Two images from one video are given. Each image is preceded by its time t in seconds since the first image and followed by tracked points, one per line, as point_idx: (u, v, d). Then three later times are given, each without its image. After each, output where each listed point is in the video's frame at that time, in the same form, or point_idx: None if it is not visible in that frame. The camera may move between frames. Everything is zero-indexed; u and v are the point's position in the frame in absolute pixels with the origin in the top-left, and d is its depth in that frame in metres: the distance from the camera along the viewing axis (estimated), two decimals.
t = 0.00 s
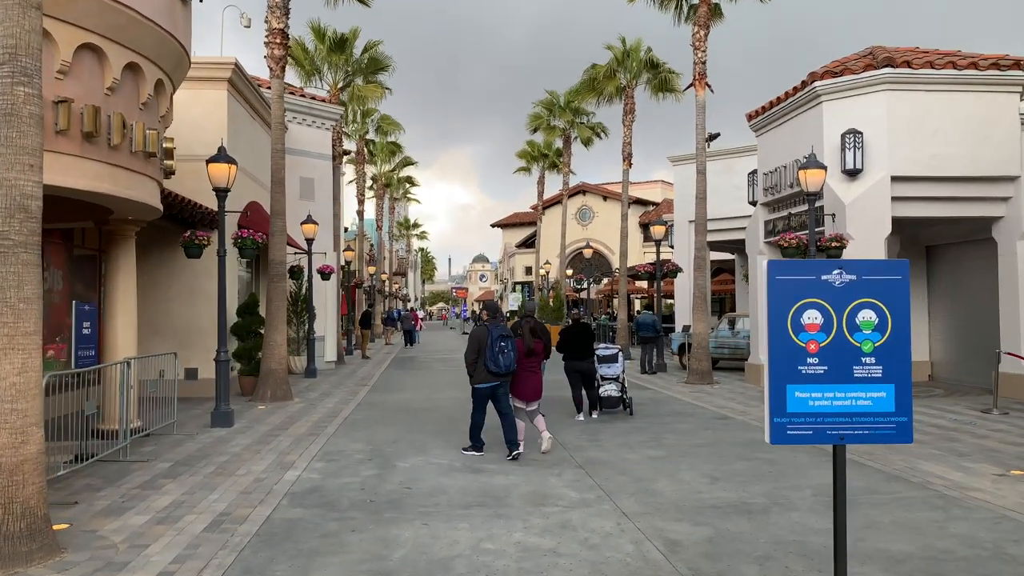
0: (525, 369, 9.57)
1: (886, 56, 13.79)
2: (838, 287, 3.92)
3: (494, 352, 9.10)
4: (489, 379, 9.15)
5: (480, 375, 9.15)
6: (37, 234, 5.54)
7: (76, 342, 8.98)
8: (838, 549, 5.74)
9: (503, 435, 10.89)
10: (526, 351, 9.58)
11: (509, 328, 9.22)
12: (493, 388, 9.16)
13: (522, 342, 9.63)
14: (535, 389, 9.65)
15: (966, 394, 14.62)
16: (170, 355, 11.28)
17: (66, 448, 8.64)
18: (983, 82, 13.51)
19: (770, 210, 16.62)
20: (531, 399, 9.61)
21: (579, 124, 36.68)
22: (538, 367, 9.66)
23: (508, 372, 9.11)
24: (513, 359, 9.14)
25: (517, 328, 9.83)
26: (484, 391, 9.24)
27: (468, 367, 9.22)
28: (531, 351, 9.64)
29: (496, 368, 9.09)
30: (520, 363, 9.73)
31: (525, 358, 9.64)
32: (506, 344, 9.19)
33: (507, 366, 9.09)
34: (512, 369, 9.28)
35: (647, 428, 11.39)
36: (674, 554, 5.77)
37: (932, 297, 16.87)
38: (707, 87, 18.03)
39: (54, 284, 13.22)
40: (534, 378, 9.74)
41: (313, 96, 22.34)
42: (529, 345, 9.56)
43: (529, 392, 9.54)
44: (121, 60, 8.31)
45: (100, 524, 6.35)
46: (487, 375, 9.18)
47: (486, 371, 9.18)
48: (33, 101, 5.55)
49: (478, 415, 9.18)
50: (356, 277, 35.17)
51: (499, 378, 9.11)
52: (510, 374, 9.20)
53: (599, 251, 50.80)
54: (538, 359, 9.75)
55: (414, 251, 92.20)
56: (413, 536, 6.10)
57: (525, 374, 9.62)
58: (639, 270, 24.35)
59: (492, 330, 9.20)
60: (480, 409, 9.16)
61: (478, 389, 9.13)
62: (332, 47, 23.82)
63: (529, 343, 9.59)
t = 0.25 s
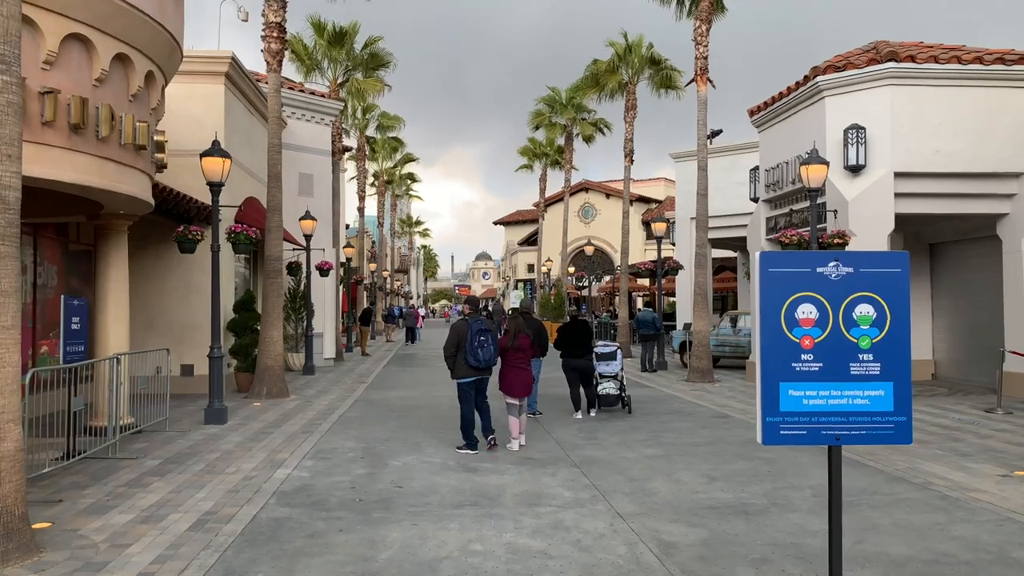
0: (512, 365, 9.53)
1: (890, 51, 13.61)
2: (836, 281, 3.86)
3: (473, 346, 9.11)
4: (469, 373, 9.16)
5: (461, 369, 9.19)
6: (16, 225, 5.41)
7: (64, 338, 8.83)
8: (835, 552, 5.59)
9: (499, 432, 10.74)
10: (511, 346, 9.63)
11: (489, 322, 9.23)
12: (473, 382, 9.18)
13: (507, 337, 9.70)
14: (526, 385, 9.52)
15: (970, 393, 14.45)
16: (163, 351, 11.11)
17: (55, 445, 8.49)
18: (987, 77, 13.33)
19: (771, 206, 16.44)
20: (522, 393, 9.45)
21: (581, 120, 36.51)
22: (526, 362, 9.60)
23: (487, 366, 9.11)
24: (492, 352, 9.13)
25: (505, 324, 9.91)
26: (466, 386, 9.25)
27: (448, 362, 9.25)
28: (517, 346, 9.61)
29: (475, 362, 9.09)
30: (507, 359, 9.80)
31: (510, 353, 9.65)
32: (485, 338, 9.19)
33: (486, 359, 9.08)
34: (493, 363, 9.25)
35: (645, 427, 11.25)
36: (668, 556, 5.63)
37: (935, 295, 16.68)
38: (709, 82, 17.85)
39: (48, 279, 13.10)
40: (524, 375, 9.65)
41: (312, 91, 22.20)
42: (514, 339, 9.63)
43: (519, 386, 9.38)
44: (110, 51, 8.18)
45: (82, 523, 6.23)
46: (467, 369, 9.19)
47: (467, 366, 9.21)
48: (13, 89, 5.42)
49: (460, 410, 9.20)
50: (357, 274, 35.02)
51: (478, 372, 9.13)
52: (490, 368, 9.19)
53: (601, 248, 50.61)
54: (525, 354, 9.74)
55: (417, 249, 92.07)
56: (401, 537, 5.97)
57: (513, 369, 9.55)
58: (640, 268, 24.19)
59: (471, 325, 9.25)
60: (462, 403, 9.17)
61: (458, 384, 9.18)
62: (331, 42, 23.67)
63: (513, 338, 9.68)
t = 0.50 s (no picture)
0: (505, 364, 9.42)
1: (894, 47, 13.42)
2: (837, 281, 3.80)
3: (461, 346, 9.03)
4: (456, 373, 9.06)
5: (448, 369, 9.09)
6: None
7: (53, 337, 8.72)
8: (837, 560, 5.42)
9: (496, 433, 10.58)
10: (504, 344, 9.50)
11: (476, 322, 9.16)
12: (461, 382, 9.08)
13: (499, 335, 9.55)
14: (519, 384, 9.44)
15: (975, 395, 14.25)
16: (157, 351, 10.93)
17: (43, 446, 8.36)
18: (994, 74, 13.14)
19: (774, 205, 16.26)
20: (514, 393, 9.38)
21: (583, 118, 36.32)
22: (519, 361, 9.50)
23: (475, 366, 9.03)
24: (480, 352, 9.05)
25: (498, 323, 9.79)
26: (453, 386, 9.15)
27: (436, 362, 9.15)
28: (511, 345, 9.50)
29: (463, 362, 9.01)
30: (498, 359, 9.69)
31: (503, 351, 9.53)
32: (473, 338, 9.12)
33: (474, 359, 9.00)
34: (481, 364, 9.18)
35: (644, 428, 11.08)
36: (664, 563, 5.46)
37: (940, 295, 16.48)
38: (711, 79, 17.66)
39: (43, 277, 12.97)
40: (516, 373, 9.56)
41: (311, 88, 22.04)
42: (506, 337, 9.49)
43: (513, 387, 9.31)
44: (99, 45, 8.03)
45: (64, 527, 6.07)
46: (454, 370, 9.09)
47: (454, 366, 9.11)
48: None
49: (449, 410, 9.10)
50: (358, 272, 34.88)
51: (466, 372, 9.04)
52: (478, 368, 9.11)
53: (604, 247, 50.42)
54: (518, 352, 9.61)
55: (420, 247, 91.96)
56: (390, 543, 5.81)
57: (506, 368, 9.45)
58: (642, 267, 24.00)
59: (459, 324, 9.17)
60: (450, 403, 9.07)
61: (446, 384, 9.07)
62: (332, 38, 23.52)
63: (505, 337, 9.56)
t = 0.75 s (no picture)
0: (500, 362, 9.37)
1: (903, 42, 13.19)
2: (836, 281, 3.79)
3: (452, 344, 9.17)
4: (445, 370, 9.20)
5: (437, 366, 9.21)
6: None
7: (45, 334, 8.60)
8: (839, 568, 5.26)
9: (495, 434, 10.43)
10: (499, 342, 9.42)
11: (468, 321, 9.31)
12: (449, 379, 9.20)
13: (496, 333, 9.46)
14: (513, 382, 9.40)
15: (983, 397, 14.03)
16: (154, 348, 10.79)
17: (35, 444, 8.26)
18: (1004, 70, 12.92)
19: (781, 203, 16.07)
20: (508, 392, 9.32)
21: (590, 116, 36.09)
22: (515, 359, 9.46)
23: (465, 364, 9.20)
24: (470, 351, 9.22)
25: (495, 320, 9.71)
26: (440, 383, 9.28)
27: (425, 358, 9.24)
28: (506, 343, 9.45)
29: (453, 360, 9.16)
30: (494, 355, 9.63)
31: (500, 349, 9.49)
32: (465, 336, 9.27)
33: (465, 358, 9.17)
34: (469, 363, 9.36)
35: (645, 429, 10.92)
36: (661, 570, 5.31)
37: (948, 295, 16.24)
38: (718, 76, 17.46)
39: (42, 273, 12.89)
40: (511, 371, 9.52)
41: (315, 85, 21.93)
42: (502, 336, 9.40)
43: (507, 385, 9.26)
44: (90, 37, 7.91)
45: (50, 528, 5.96)
46: (443, 367, 9.23)
47: (443, 363, 9.25)
48: None
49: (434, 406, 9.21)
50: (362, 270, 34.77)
51: (455, 370, 9.18)
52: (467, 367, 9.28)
53: (610, 245, 50.19)
54: (515, 350, 9.57)
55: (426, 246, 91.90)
56: (380, 547, 5.67)
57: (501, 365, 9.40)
58: (647, 265, 23.80)
59: (451, 323, 9.31)
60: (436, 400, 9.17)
61: (433, 381, 9.18)
62: (336, 34, 23.38)
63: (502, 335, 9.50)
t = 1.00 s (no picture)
0: (489, 356, 9.47)
1: (918, 33, 12.91)
2: (837, 271, 3.66)
3: (448, 335, 9.08)
4: (440, 362, 9.12)
5: (432, 357, 9.16)
6: None
7: (42, 325, 8.51)
8: (843, 571, 5.08)
9: (498, 429, 10.29)
10: (489, 338, 9.55)
11: (464, 312, 9.20)
12: (444, 371, 9.12)
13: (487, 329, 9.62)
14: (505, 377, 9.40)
15: (998, 395, 13.76)
16: (154, 343, 10.65)
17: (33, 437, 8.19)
18: (1022, 62, 12.63)
19: (792, 197, 15.83)
20: (497, 386, 9.33)
21: (601, 110, 35.80)
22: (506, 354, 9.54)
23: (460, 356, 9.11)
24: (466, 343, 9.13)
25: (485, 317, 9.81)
26: (435, 375, 9.21)
27: (421, 350, 9.19)
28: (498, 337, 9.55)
29: (448, 351, 9.08)
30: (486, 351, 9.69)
31: (489, 345, 9.60)
32: (461, 328, 9.16)
33: (460, 350, 9.09)
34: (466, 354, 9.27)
35: (651, 426, 10.75)
36: (659, 571, 5.16)
37: (963, 291, 15.96)
38: (729, 68, 17.20)
39: (46, 265, 12.84)
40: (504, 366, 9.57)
41: (323, 77, 21.81)
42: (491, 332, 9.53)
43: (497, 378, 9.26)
44: (87, 25, 7.81)
45: (39, 523, 5.86)
46: (438, 358, 9.15)
47: (439, 354, 9.17)
48: None
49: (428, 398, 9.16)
50: (372, 264, 34.67)
51: (450, 361, 9.10)
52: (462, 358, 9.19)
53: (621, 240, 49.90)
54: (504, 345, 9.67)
55: (437, 240, 91.77)
56: (372, 545, 5.54)
57: (491, 360, 9.47)
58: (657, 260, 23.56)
59: (447, 315, 9.24)
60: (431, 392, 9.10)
61: (428, 372, 9.11)
62: (345, 26, 23.24)
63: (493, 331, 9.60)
